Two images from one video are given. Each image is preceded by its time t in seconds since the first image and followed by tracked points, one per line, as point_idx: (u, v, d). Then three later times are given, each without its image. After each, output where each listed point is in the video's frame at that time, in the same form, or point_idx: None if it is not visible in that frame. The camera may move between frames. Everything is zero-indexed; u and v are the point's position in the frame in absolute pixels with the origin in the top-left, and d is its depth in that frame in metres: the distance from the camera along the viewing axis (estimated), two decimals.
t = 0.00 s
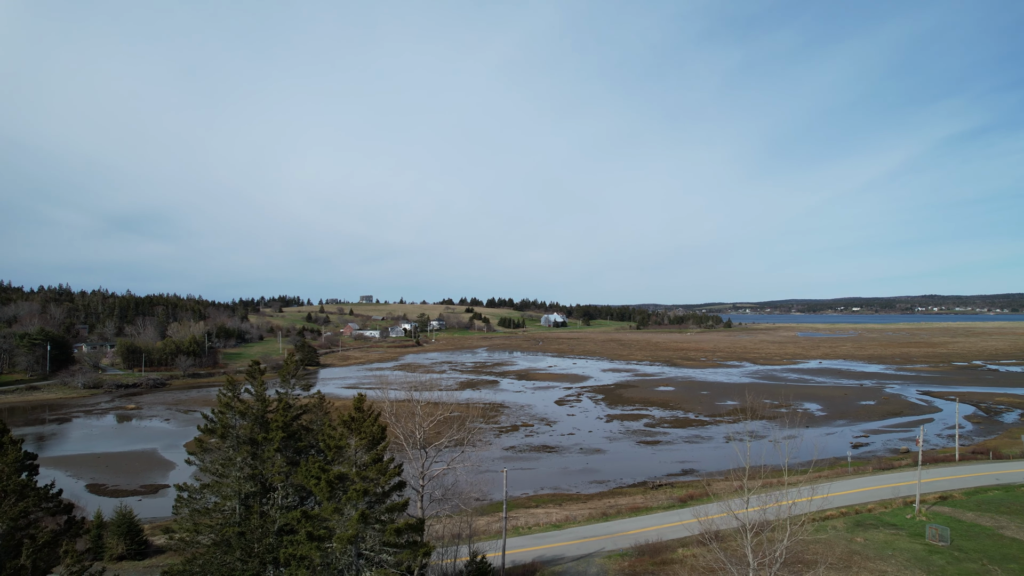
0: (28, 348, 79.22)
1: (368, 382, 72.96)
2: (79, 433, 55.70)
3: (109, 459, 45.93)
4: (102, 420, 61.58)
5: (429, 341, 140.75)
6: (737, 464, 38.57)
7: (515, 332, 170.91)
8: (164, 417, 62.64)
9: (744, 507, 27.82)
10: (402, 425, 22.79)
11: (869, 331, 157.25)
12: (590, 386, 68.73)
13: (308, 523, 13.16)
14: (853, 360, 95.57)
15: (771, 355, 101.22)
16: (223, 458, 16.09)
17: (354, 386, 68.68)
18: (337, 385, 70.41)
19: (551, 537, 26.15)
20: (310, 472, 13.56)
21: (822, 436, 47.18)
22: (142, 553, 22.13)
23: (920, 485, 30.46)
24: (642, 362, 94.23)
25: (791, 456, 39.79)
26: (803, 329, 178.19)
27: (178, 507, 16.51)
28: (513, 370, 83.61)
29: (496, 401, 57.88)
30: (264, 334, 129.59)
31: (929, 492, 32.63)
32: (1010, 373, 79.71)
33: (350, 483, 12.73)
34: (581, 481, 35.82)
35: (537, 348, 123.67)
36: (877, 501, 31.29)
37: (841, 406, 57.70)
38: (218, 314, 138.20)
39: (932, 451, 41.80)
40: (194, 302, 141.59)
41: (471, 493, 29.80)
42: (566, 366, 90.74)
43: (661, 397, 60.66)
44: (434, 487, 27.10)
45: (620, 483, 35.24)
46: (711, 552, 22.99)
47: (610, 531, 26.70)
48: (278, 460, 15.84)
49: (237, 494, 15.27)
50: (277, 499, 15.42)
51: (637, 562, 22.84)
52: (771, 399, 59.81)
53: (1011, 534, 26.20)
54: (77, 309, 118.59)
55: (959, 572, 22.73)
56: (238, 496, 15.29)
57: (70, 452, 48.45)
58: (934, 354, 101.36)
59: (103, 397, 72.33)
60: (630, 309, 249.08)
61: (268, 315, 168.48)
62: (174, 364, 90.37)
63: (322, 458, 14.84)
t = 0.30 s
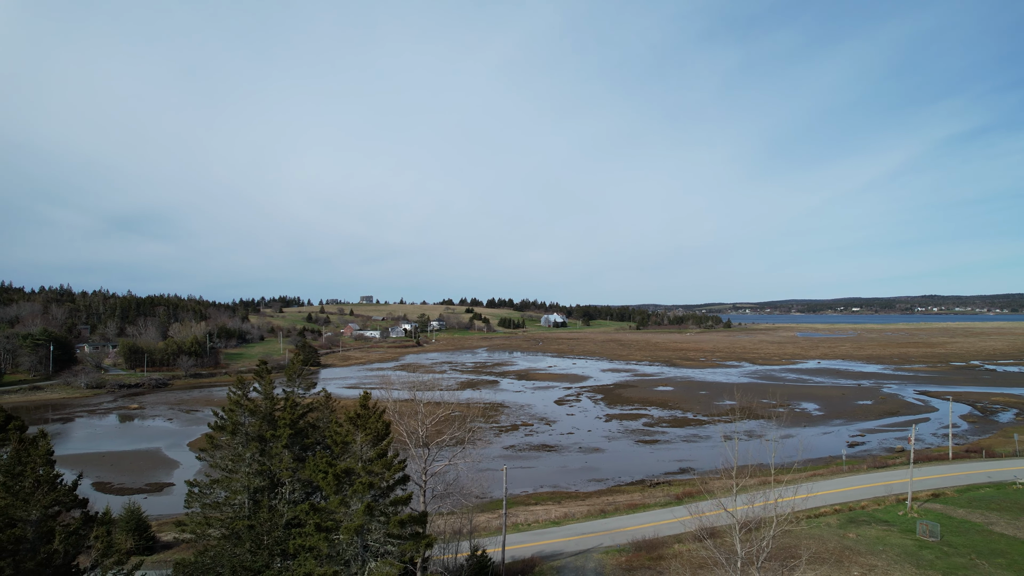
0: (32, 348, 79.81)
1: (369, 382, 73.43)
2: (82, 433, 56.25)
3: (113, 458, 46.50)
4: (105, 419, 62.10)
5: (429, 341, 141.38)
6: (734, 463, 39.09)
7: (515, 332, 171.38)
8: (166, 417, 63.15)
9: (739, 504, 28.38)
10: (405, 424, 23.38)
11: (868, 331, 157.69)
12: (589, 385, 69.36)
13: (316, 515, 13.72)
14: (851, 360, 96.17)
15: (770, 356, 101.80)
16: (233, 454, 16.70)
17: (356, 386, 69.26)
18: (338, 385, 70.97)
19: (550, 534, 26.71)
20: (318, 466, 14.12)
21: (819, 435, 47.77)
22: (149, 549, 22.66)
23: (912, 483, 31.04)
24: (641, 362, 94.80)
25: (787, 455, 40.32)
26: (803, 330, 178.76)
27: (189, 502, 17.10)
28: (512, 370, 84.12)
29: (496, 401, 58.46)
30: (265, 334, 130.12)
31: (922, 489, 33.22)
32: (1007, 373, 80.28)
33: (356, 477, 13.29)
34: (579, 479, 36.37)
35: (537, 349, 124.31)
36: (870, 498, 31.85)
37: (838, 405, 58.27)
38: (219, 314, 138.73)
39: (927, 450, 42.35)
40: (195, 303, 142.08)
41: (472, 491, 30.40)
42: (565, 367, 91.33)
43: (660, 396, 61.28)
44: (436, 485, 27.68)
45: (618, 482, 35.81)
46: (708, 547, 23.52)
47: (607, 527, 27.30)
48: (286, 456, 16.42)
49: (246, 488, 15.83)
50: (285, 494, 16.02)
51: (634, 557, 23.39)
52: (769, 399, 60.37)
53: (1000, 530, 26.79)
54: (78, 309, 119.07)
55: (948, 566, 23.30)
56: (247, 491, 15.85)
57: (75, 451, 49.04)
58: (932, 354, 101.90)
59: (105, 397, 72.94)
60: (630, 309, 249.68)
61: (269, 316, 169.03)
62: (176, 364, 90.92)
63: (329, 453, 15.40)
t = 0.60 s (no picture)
0: (35, 347, 80.27)
1: (370, 381, 73.90)
2: (86, 431, 56.80)
3: (118, 456, 47.03)
4: (108, 418, 62.59)
5: (429, 340, 141.87)
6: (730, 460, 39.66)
7: (515, 331, 171.73)
8: (169, 415, 63.69)
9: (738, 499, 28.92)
10: (408, 422, 23.96)
11: (867, 330, 157.98)
12: (589, 384, 69.91)
13: (324, 506, 14.31)
14: (850, 359, 96.68)
15: (769, 355, 102.33)
16: (242, 449, 17.36)
17: (357, 384, 69.79)
18: (339, 384, 71.50)
19: (549, 528, 27.31)
20: (325, 459, 14.72)
21: (815, 433, 48.34)
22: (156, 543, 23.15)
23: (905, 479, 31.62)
24: (641, 361, 95.33)
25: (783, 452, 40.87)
26: (802, 329, 179.17)
27: (200, 495, 17.76)
28: (513, 369, 84.58)
29: (496, 400, 59.04)
30: (265, 333, 130.57)
31: (915, 485, 33.81)
32: (1005, 372, 80.80)
33: (362, 470, 13.88)
34: (578, 476, 36.96)
35: (537, 348, 124.83)
36: (863, 494, 32.42)
37: (835, 404, 58.82)
38: (220, 313, 139.17)
39: (921, 447, 42.93)
40: (195, 302, 142.66)
41: (472, 487, 30.99)
42: (565, 365, 91.84)
43: (658, 395, 61.85)
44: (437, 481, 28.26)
45: (616, 478, 36.38)
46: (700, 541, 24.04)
47: (605, 522, 27.88)
48: (294, 451, 17.06)
49: (255, 482, 16.45)
50: (293, 488, 16.59)
51: (631, 551, 23.95)
52: (767, 398, 60.94)
53: (990, 526, 27.42)
54: (80, 308, 119.46)
55: (938, 559, 23.85)
56: (256, 484, 16.47)
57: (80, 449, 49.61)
58: (931, 353, 102.38)
59: (108, 396, 73.43)
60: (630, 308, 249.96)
61: (269, 315, 169.43)
62: (177, 363, 91.37)
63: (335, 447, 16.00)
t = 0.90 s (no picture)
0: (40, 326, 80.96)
1: (372, 359, 74.72)
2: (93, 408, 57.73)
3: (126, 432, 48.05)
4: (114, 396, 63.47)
5: (430, 319, 142.81)
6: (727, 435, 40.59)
7: (515, 311, 172.19)
8: (174, 393, 64.66)
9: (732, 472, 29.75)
10: (413, 398, 24.69)
11: (866, 309, 158.68)
12: (588, 362, 70.84)
13: (335, 475, 15.05)
14: (847, 338, 97.64)
15: (767, 334, 103.26)
16: (255, 422, 18.19)
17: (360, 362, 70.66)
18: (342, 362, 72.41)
19: (549, 500, 28.26)
20: (336, 431, 15.40)
21: (810, 409, 49.30)
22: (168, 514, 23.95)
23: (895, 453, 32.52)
24: (640, 340, 96.26)
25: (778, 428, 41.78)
26: (801, 308, 179.89)
27: (215, 466, 18.66)
28: (513, 348, 85.34)
29: (497, 377, 60.08)
30: (267, 313, 131.38)
31: (905, 460, 34.75)
32: (1000, 351, 81.82)
33: (371, 441, 14.55)
34: (577, 451, 37.92)
35: (537, 326, 125.62)
36: (855, 468, 33.34)
37: (831, 381, 59.78)
38: (221, 293, 139.77)
39: (913, 423, 43.91)
40: (196, 281, 142.95)
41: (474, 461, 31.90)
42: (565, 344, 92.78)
43: (657, 372, 62.84)
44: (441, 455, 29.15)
45: (614, 453, 37.35)
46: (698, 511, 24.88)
47: (603, 494, 28.80)
48: (304, 423, 17.79)
49: (268, 454, 17.23)
50: (304, 459, 17.36)
51: (628, 522, 24.86)
52: (764, 375, 61.89)
53: (975, 498, 28.39)
54: (82, 287, 119.97)
55: (922, 529, 24.83)
56: (269, 456, 17.25)
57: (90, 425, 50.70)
58: (928, 332, 103.31)
59: (114, 374, 74.32)
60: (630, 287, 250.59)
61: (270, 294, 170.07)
62: (181, 341, 92.16)
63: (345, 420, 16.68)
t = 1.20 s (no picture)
0: (44, 293, 81.48)
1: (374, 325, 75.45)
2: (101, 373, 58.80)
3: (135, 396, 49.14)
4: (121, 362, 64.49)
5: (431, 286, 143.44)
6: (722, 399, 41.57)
7: (515, 278, 172.71)
8: (180, 359, 65.66)
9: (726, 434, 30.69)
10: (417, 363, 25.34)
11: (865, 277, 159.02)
12: (588, 329, 71.69)
13: (344, 434, 15.79)
14: (845, 305, 98.35)
15: (766, 301, 103.95)
16: (266, 384, 18.90)
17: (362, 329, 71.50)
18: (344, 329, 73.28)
19: (548, 461, 29.26)
20: (345, 392, 16.07)
21: (805, 375, 50.21)
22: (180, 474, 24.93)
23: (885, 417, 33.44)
24: (639, 307, 96.97)
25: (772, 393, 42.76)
26: (801, 275, 180.26)
27: (228, 426, 19.47)
28: (514, 315, 86.01)
29: (497, 343, 60.99)
30: (268, 280, 131.81)
31: (895, 424, 35.73)
32: (995, 318, 82.62)
33: (378, 402, 15.23)
34: (576, 415, 38.95)
35: (537, 293, 126.28)
36: (846, 431, 34.31)
37: (827, 348, 60.67)
38: (222, 260, 139.88)
39: (905, 388, 44.89)
40: (197, 249, 142.84)
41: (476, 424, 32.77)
42: (565, 311, 93.53)
43: (655, 339, 63.69)
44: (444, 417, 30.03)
45: (612, 417, 38.38)
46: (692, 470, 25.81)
47: (601, 455, 29.81)
48: (313, 385, 18.47)
49: (279, 415, 17.99)
50: (313, 420, 18.08)
51: (624, 481, 25.83)
52: (761, 342, 62.74)
53: (960, 460, 29.42)
54: (83, 254, 120.06)
55: (907, 488, 25.85)
56: (281, 417, 18.02)
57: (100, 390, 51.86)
58: (926, 299, 103.98)
59: (119, 340, 75.23)
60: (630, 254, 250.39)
61: (271, 261, 170.27)
62: (184, 308, 92.89)
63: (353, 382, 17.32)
